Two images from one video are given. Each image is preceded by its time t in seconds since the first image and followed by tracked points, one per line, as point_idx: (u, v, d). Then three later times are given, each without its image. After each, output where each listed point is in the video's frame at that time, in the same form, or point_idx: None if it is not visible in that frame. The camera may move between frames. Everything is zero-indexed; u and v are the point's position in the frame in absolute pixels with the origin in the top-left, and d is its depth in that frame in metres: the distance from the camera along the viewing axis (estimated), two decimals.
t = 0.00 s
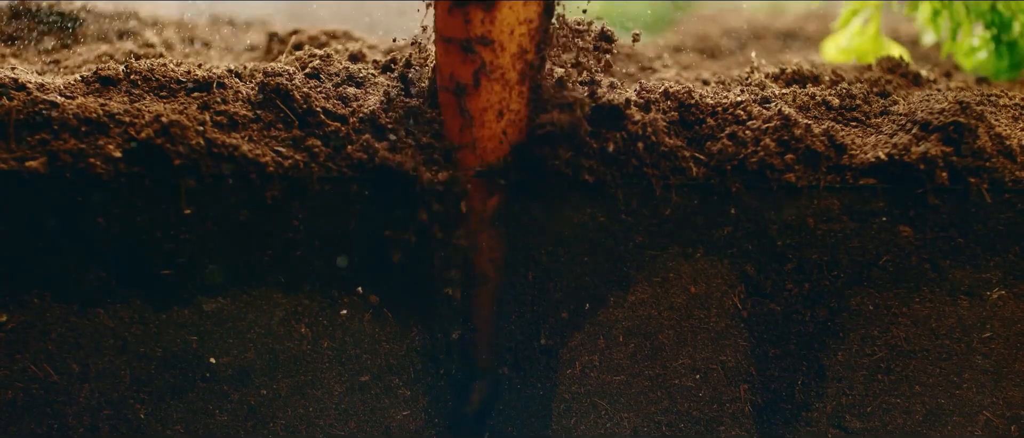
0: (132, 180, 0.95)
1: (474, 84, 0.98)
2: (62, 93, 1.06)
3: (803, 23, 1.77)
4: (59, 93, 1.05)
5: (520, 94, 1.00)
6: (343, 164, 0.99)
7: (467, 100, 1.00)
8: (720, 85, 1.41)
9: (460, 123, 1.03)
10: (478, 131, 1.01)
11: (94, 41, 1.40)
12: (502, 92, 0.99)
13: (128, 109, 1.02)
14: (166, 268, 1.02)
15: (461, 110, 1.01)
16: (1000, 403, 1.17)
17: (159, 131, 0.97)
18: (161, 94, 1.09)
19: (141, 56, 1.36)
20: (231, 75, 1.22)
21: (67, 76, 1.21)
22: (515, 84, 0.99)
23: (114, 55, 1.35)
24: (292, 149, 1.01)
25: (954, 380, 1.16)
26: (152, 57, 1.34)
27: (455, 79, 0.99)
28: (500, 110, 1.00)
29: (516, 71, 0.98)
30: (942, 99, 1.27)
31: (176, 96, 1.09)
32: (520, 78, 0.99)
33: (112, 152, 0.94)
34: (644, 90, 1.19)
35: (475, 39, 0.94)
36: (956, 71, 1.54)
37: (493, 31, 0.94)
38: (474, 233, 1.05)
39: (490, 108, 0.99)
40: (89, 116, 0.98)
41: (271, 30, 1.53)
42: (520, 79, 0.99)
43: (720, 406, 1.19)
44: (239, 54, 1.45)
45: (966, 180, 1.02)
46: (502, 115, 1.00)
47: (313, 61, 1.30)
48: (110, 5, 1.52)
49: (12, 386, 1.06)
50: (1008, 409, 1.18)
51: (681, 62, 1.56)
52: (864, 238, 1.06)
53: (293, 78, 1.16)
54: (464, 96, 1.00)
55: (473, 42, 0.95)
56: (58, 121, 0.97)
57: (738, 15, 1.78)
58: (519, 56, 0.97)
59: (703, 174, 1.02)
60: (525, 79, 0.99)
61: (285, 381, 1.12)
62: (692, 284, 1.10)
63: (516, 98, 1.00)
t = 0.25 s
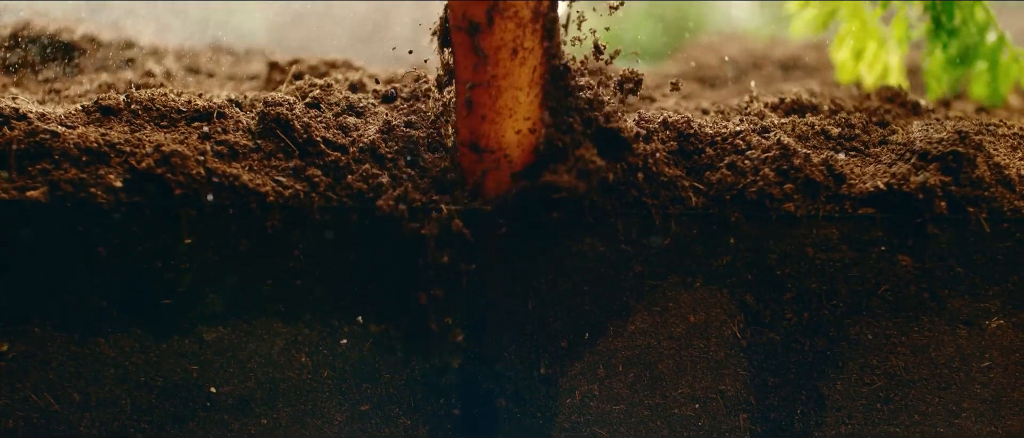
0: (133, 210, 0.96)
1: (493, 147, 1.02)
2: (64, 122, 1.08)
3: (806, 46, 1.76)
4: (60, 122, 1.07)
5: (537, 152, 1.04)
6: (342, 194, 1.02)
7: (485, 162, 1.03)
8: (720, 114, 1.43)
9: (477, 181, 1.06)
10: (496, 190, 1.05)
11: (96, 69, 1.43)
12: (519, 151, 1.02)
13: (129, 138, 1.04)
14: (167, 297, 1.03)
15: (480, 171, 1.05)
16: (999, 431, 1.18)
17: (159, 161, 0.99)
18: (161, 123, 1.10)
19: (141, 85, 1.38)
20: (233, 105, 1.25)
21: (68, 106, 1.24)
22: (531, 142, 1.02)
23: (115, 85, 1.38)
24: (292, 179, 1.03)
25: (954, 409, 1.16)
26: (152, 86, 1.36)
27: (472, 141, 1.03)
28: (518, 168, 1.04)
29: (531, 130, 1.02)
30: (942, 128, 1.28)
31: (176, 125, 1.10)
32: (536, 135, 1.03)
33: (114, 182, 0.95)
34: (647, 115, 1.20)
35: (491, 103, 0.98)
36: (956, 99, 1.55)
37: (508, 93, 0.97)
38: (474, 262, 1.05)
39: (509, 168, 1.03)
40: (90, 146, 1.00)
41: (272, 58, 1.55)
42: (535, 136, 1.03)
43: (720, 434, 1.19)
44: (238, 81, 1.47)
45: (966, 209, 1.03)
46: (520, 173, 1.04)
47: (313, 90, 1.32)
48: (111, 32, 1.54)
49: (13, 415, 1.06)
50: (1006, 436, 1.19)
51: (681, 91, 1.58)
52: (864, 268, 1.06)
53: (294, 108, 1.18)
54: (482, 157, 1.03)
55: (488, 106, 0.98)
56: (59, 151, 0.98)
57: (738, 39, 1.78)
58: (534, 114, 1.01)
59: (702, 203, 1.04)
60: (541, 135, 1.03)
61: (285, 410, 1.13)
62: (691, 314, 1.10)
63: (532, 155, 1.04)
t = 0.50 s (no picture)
0: (133, 220, 0.97)
1: (499, 131, 0.99)
2: (63, 133, 1.08)
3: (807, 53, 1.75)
4: (61, 133, 1.07)
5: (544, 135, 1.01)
6: (342, 204, 1.02)
7: (493, 145, 1.01)
8: (720, 124, 1.43)
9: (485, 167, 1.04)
10: (504, 175, 1.03)
11: (96, 80, 1.43)
12: (526, 134, 1.00)
13: (129, 149, 1.04)
14: (167, 307, 1.03)
15: (487, 155, 1.03)
16: None
17: (159, 172, 0.99)
18: (162, 134, 1.11)
19: (141, 96, 1.39)
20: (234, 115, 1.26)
21: (68, 116, 1.25)
22: (538, 125, 1.00)
23: (115, 95, 1.38)
24: (292, 189, 1.03)
25: (953, 419, 1.15)
26: (152, 97, 1.37)
27: (478, 125, 1.00)
28: (525, 152, 1.02)
29: (538, 113, 0.99)
30: (940, 138, 1.28)
31: (176, 135, 1.11)
32: (543, 119, 1.00)
33: (114, 192, 0.96)
34: (648, 123, 1.20)
35: (496, 87, 0.95)
36: (955, 109, 1.55)
37: (514, 76, 0.95)
38: (473, 273, 1.05)
39: (516, 151, 1.01)
40: (90, 156, 1.00)
41: (272, 67, 1.56)
42: (542, 120, 1.00)
43: None
44: (237, 91, 1.47)
45: (965, 219, 1.03)
46: (528, 157, 1.02)
47: (314, 100, 1.33)
48: (111, 41, 1.54)
49: (13, 424, 1.06)
50: None
51: (680, 100, 1.59)
52: (863, 277, 1.06)
53: (294, 118, 1.18)
54: (489, 141, 1.01)
55: (494, 90, 0.96)
56: (59, 161, 0.99)
57: (738, 47, 1.78)
58: (541, 98, 0.98)
59: (703, 213, 1.04)
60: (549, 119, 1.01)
61: (285, 420, 1.13)
62: (691, 324, 1.10)
63: (540, 139, 1.01)
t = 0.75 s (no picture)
0: (134, 228, 0.97)
1: (505, 117, 1.00)
2: (63, 142, 1.08)
3: (807, 60, 1.75)
4: (61, 142, 1.08)
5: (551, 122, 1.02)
6: (342, 213, 1.03)
7: (498, 131, 1.02)
8: (720, 133, 1.44)
9: (491, 156, 1.05)
10: (510, 162, 1.04)
11: (97, 89, 1.44)
12: (532, 120, 1.00)
13: (129, 158, 1.04)
14: (167, 317, 1.03)
15: (493, 143, 1.03)
16: None
17: (159, 180, 0.99)
18: (162, 143, 1.11)
19: (142, 105, 1.40)
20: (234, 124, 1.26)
21: (69, 125, 1.25)
22: (544, 112, 1.01)
23: (116, 104, 1.39)
24: (292, 198, 1.04)
25: (953, 428, 1.15)
26: (152, 105, 1.38)
27: (483, 112, 1.01)
28: (531, 140, 1.02)
29: (544, 100, 1.00)
30: (940, 147, 1.28)
31: (177, 144, 1.11)
32: (549, 106, 1.01)
33: (114, 201, 0.96)
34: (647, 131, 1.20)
35: (502, 74, 0.96)
36: (955, 117, 1.55)
37: (520, 62, 0.95)
38: (473, 281, 1.06)
39: (522, 138, 1.02)
40: (90, 165, 1.00)
41: (273, 76, 1.56)
42: (548, 107, 1.01)
43: None
44: (238, 101, 1.48)
45: (965, 228, 1.04)
46: (534, 144, 1.03)
47: (314, 109, 1.34)
48: (111, 51, 1.55)
49: (13, 433, 1.06)
50: None
51: (679, 109, 1.59)
52: (863, 286, 1.06)
53: (294, 127, 1.18)
54: (494, 128, 1.02)
55: (500, 77, 0.97)
56: (59, 170, 0.99)
57: (738, 55, 1.78)
58: (547, 84, 0.99)
59: (702, 222, 1.05)
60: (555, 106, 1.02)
61: (284, 429, 1.13)
62: (691, 333, 1.10)
63: (546, 126, 1.02)
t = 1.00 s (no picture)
0: (134, 238, 0.97)
1: (511, 105, 1.00)
2: (64, 151, 1.09)
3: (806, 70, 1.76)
4: (61, 152, 1.08)
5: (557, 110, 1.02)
6: (342, 223, 1.03)
7: (504, 121, 1.02)
8: (720, 143, 1.44)
9: (498, 148, 1.05)
10: (517, 151, 1.04)
11: (97, 98, 1.45)
12: (538, 108, 1.01)
13: (130, 167, 1.05)
14: (167, 326, 1.03)
15: (499, 132, 1.03)
16: None
17: (159, 190, 0.99)
18: (163, 152, 1.12)
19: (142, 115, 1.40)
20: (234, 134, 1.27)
21: (69, 135, 1.26)
22: (550, 99, 1.01)
23: (116, 113, 1.40)
24: (292, 207, 1.04)
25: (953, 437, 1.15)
26: (152, 115, 1.39)
27: (489, 101, 1.02)
28: (537, 128, 1.02)
29: (550, 88, 1.00)
30: (940, 157, 1.29)
31: (177, 154, 1.12)
32: (555, 94, 1.01)
33: (114, 210, 0.97)
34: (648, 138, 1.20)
35: (508, 61, 0.97)
36: (955, 127, 1.56)
37: (526, 49, 0.96)
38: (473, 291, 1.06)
39: (529, 126, 1.02)
40: (90, 175, 1.01)
41: (273, 86, 1.57)
42: (555, 95, 1.01)
43: None
44: (239, 112, 1.49)
45: (965, 237, 1.04)
46: (541, 132, 1.02)
47: (314, 119, 1.35)
48: (111, 60, 1.55)
49: None
50: None
51: (679, 119, 1.60)
52: (863, 296, 1.06)
53: (295, 137, 1.19)
54: (500, 117, 1.02)
55: (505, 64, 0.97)
56: (60, 180, 0.99)
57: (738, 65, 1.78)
58: (552, 72, 0.99)
59: (702, 231, 1.05)
60: (561, 94, 1.02)
61: None
62: (690, 342, 1.10)
63: (553, 114, 1.02)
